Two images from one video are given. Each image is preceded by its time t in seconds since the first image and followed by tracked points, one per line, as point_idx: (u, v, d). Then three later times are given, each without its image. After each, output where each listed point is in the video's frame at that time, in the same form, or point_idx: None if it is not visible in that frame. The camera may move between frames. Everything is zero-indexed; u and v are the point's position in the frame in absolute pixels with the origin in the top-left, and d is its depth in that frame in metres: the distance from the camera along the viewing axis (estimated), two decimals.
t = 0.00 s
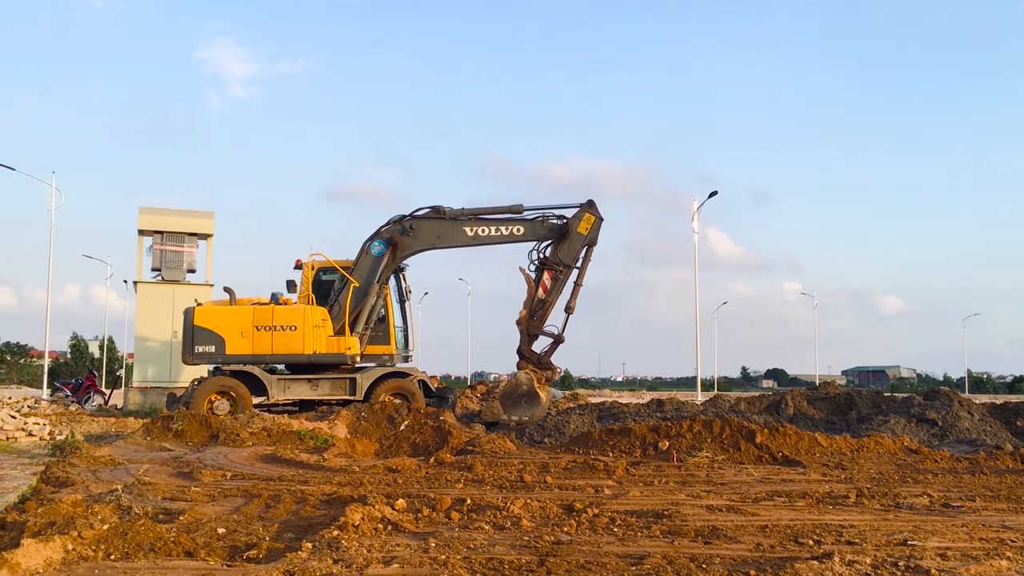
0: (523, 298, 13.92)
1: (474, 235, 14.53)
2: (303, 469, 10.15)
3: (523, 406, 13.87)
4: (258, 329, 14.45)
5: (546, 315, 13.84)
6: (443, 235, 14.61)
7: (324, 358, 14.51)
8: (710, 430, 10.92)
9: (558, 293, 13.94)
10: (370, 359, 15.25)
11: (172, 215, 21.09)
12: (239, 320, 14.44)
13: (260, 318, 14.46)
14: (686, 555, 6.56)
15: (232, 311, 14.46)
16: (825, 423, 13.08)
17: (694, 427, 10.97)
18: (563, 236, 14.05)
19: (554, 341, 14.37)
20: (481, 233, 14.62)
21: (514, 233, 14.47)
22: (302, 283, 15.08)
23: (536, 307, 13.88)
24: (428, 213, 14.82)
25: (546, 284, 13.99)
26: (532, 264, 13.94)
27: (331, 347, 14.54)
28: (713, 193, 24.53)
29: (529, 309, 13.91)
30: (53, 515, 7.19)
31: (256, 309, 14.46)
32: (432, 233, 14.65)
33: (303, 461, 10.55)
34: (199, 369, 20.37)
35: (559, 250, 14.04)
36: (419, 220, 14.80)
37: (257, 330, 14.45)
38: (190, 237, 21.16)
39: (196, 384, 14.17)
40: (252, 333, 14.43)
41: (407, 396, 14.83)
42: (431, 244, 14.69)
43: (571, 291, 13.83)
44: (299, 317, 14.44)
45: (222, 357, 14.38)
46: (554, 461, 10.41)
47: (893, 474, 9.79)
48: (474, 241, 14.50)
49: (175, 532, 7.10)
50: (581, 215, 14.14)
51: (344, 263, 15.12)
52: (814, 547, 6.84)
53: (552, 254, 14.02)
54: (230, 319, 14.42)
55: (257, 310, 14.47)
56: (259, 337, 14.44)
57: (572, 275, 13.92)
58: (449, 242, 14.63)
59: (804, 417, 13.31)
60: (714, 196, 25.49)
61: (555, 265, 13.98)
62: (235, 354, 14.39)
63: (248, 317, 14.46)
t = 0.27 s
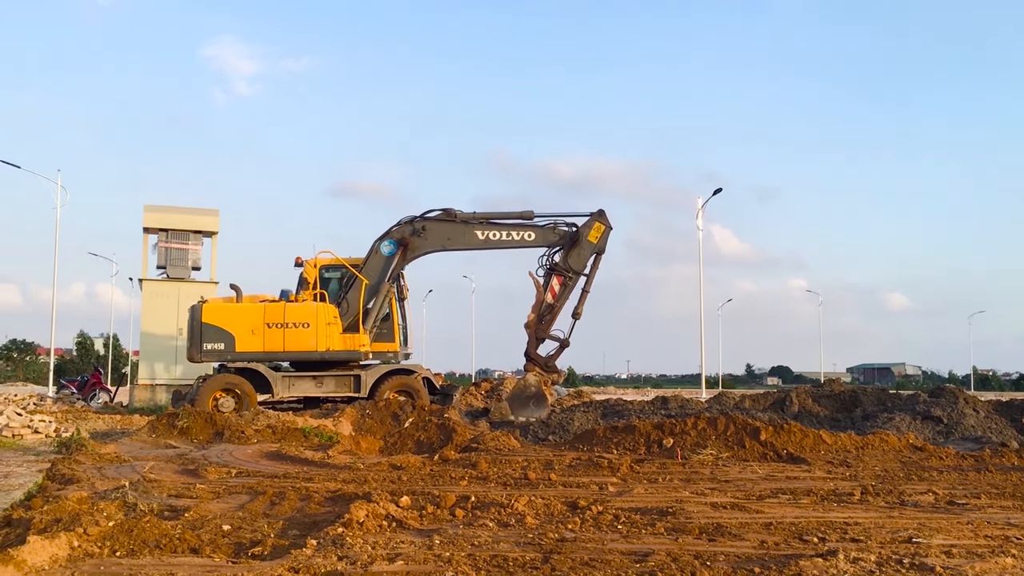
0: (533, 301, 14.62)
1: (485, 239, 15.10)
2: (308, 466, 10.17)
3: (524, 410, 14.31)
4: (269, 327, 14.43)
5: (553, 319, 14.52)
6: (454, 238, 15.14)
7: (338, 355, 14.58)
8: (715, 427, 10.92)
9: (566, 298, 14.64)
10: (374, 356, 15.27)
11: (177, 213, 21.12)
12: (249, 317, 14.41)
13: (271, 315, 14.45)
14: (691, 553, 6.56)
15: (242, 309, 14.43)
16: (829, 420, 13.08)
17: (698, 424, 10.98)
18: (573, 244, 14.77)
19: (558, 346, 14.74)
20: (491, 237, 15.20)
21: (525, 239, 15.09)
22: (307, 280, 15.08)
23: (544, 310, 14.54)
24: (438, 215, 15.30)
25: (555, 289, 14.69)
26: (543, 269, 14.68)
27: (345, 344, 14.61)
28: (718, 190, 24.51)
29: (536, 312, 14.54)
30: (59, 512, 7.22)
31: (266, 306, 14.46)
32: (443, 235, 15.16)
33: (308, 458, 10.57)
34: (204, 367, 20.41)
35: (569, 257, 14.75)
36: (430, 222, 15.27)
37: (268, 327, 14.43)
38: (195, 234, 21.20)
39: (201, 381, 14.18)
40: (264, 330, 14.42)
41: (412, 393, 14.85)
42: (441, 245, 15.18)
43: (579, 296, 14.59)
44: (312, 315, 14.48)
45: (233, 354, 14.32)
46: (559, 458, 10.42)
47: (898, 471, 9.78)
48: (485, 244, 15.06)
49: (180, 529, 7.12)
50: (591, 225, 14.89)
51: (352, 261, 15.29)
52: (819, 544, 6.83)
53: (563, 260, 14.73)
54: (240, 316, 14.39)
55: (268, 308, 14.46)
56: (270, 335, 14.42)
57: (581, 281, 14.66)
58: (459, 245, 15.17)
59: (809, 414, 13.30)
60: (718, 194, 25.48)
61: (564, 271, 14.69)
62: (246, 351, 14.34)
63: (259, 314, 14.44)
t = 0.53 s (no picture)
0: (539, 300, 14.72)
1: (493, 239, 15.13)
2: (314, 463, 10.19)
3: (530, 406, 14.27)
4: (283, 323, 14.47)
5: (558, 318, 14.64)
6: (463, 238, 15.15)
7: (352, 352, 14.71)
8: (721, 423, 10.92)
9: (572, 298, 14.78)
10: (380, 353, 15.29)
11: (182, 210, 21.15)
12: (263, 314, 14.42)
13: (285, 312, 14.48)
14: (696, 549, 6.55)
15: (255, 306, 14.43)
16: (835, 417, 13.06)
17: (704, 421, 10.97)
18: (580, 245, 14.94)
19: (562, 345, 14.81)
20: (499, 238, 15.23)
21: (533, 240, 15.15)
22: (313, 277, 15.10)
23: (550, 309, 14.66)
24: (447, 214, 15.30)
25: (561, 289, 14.82)
26: (548, 270, 14.80)
27: (359, 340, 14.75)
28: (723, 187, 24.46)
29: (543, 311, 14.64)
30: (66, 508, 7.24)
31: (280, 303, 14.49)
32: (452, 234, 15.17)
33: (313, 454, 10.58)
34: (210, 364, 20.45)
35: (575, 258, 14.91)
36: (439, 222, 15.28)
37: (282, 324, 14.47)
38: (200, 231, 21.22)
39: (207, 378, 14.20)
40: (277, 327, 14.46)
41: (417, 389, 14.89)
42: (450, 245, 15.19)
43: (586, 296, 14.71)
44: (326, 311, 14.55)
45: (246, 351, 14.33)
46: (564, 454, 10.43)
47: (904, 467, 9.77)
48: (493, 244, 15.09)
49: (186, 525, 7.14)
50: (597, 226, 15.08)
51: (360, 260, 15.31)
52: (824, 541, 6.83)
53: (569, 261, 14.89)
54: (253, 313, 14.39)
55: (282, 304, 14.50)
56: (284, 331, 14.45)
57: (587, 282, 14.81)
58: (468, 245, 15.19)
59: (815, 411, 13.29)
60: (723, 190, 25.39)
61: (571, 271, 14.84)
62: (260, 348, 14.37)
63: (273, 311, 14.46)
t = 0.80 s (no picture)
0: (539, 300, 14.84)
1: (498, 240, 15.21)
2: (319, 460, 10.20)
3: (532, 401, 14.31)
4: (298, 322, 14.50)
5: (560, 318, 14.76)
6: (468, 238, 15.20)
7: (367, 349, 14.82)
8: (726, 421, 10.91)
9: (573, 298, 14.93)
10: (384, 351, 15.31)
11: (187, 209, 21.20)
12: (278, 312, 14.43)
13: (300, 310, 14.51)
14: (701, 546, 6.55)
15: (269, 304, 14.43)
16: (840, 413, 13.04)
17: (709, 418, 10.97)
18: (579, 247, 15.15)
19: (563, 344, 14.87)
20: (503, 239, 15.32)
21: (536, 242, 15.29)
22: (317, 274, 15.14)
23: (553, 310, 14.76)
24: (454, 215, 15.34)
25: (562, 290, 14.95)
26: (550, 270, 14.97)
27: (373, 338, 14.87)
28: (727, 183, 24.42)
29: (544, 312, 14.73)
30: (71, 507, 7.26)
31: (294, 301, 14.51)
32: (458, 235, 15.21)
33: (318, 452, 10.60)
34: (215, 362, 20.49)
35: (575, 259, 15.09)
36: (446, 222, 15.30)
37: (297, 322, 14.50)
38: (205, 230, 21.24)
39: (212, 376, 14.22)
40: (292, 325, 14.48)
41: (422, 387, 14.92)
42: (456, 245, 15.23)
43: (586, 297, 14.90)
44: (341, 309, 14.63)
45: (261, 350, 14.32)
46: (568, 452, 10.43)
47: (909, 464, 9.75)
48: (498, 245, 15.17)
49: (192, 523, 7.16)
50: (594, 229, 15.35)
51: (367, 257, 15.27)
52: (829, 538, 6.82)
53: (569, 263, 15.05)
54: (268, 311, 14.39)
55: (296, 302, 14.51)
56: (299, 330, 14.49)
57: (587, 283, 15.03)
58: (473, 245, 15.23)
59: (819, 407, 13.28)
60: (727, 187, 25.37)
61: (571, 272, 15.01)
62: (274, 347, 14.37)
63: (287, 309, 14.48)
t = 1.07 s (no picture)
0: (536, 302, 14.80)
1: (498, 242, 15.42)
2: (324, 461, 10.22)
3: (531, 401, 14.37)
4: (315, 322, 14.51)
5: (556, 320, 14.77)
6: (470, 240, 15.37)
7: (382, 349, 14.96)
8: (730, 419, 10.90)
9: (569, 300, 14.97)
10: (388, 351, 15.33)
11: (191, 210, 21.23)
12: (295, 312, 14.43)
13: (317, 310, 14.52)
14: (707, 545, 6.55)
15: (286, 304, 14.41)
16: (845, 412, 13.01)
17: (713, 416, 10.96)
18: (573, 250, 15.31)
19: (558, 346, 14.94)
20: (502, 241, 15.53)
21: (533, 244, 15.49)
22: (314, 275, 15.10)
23: (550, 311, 14.76)
24: (455, 217, 15.49)
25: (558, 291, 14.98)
26: (546, 272, 14.99)
27: (387, 338, 15.01)
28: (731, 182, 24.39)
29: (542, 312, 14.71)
30: (77, 508, 7.27)
31: (311, 301, 14.50)
32: (460, 236, 15.37)
33: (323, 453, 10.61)
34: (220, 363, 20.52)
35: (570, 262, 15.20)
36: (448, 223, 15.44)
37: (314, 322, 14.50)
38: (209, 231, 21.27)
39: (217, 377, 14.22)
40: (309, 325, 14.48)
41: (426, 387, 14.98)
42: (457, 247, 15.39)
43: (581, 299, 15.02)
44: (358, 310, 14.69)
45: (279, 350, 14.31)
46: (573, 451, 10.43)
47: (914, 462, 9.73)
48: (498, 248, 15.35)
49: (197, 524, 7.17)
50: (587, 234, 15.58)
51: (373, 257, 15.31)
52: (835, 536, 6.81)
53: (564, 265, 15.14)
54: (285, 311, 14.37)
55: (313, 303, 14.51)
56: (316, 330, 14.50)
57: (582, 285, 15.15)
58: (474, 247, 15.42)
59: (824, 406, 13.26)
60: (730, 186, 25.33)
61: (567, 275, 15.09)
62: (292, 347, 14.38)
63: (304, 309, 14.48)
